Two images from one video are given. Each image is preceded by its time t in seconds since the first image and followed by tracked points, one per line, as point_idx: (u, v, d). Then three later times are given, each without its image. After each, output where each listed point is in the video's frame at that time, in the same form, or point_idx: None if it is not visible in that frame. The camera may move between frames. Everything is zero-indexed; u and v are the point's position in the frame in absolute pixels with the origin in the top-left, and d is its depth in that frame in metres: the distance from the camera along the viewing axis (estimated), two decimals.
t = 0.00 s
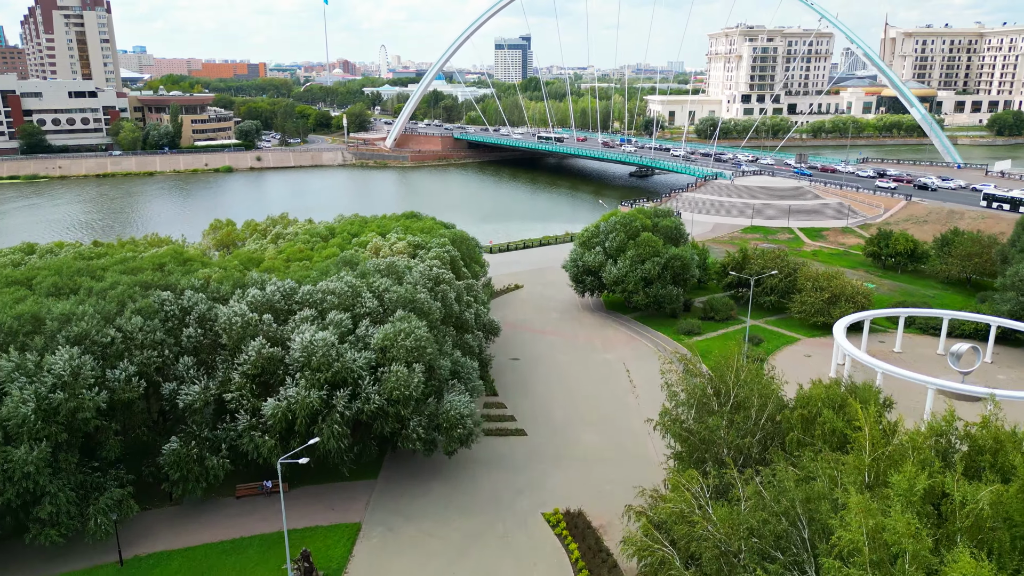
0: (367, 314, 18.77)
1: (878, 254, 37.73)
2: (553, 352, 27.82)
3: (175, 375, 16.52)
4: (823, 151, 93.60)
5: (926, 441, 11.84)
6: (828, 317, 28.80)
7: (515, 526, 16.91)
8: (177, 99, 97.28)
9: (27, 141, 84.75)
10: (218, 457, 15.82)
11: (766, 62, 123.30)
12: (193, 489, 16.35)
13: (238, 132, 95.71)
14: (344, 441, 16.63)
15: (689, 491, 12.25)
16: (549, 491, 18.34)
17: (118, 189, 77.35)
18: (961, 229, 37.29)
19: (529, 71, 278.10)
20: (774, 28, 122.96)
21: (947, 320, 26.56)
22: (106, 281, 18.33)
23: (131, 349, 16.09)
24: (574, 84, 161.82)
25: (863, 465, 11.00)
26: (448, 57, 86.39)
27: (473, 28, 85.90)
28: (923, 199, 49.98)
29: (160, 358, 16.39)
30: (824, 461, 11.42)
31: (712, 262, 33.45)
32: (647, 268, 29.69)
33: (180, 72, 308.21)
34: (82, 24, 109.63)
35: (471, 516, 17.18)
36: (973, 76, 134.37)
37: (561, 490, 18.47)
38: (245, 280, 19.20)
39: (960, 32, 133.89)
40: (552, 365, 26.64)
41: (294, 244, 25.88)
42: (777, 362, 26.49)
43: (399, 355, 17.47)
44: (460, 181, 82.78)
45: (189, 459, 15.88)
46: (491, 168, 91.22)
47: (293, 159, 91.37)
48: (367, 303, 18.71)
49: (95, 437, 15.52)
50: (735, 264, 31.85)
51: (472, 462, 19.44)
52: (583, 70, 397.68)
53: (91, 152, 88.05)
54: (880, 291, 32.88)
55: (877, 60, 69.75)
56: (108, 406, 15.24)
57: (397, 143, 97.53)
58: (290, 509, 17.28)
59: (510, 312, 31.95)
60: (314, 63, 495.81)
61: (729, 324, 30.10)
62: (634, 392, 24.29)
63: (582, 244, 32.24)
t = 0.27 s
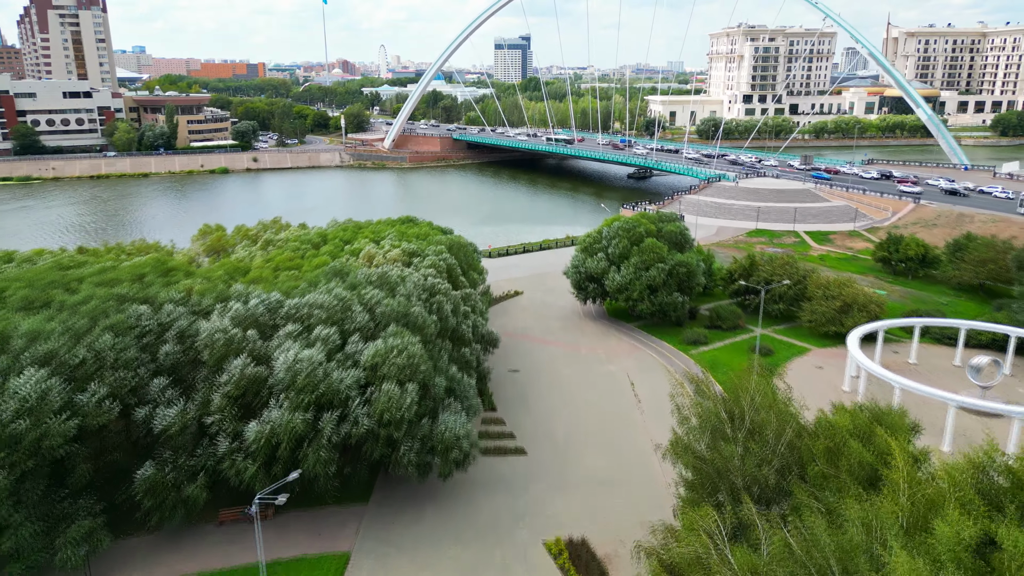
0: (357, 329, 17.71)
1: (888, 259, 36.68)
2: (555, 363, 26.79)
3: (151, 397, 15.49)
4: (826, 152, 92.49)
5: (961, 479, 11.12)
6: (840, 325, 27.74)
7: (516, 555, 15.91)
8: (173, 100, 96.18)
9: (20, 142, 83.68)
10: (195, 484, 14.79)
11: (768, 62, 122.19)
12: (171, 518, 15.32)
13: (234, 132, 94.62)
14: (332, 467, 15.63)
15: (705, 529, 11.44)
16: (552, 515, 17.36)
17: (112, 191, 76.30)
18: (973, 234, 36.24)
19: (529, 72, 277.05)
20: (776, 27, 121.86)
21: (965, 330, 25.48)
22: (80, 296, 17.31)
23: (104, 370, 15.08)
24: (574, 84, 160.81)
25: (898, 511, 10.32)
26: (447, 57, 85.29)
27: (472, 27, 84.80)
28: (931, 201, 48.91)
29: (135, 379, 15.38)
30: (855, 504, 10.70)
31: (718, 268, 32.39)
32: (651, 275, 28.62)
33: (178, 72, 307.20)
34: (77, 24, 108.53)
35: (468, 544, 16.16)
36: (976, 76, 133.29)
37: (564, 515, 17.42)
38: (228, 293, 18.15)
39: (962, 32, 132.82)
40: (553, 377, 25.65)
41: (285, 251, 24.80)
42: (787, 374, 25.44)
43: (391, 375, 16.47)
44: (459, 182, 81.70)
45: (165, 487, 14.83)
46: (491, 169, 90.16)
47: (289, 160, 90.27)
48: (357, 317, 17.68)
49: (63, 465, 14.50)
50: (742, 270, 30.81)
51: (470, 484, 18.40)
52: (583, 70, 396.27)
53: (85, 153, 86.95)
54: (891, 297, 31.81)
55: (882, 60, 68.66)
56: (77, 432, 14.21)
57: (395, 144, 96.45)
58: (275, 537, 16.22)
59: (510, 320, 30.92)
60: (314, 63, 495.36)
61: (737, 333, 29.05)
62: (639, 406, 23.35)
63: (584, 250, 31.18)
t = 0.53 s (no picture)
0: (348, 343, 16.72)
1: (897, 263, 35.74)
2: (556, 374, 25.88)
3: (127, 417, 14.51)
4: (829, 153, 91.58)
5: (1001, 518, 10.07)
6: (850, 334, 26.82)
7: None
8: (170, 100, 95.24)
9: (15, 144, 82.71)
10: (174, 512, 13.88)
11: (769, 62, 121.20)
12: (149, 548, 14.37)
13: (231, 133, 93.66)
14: (321, 492, 14.72)
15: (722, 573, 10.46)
16: (553, 540, 16.48)
17: (109, 192, 75.40)
18: (985, 238, 35.32)
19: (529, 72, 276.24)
20: (777, 27, 120.87)
21: (981, 340, 24.52)
22: (54, 309, 16.35)
23: (76, 391, 14.14)
24: (574, 85, 159.97)
25: (938, 558, 9.33)
26: (446, 56, 84.37)
27: (472, 27, 83.85)
28: (939, 203, 47.98)
29: (110, 400, 14.43)
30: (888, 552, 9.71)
31: (723, 274, 31.48)
32: (656, 282, 27.71)
33: (177, 72, 306.42)
34: (73, 24, 107.56)
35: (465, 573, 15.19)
36: (978, 76, 132.30)
37: (566, 540, 16.48)
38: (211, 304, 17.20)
39: (965, 31, 131.88)
40: (554, 389, 24.77)
41: (276, 258, 23.85)
42: (796, 385, 24.49)
43: (383, 393, 15.54)
44: (458, 183, 80.79)
45: (141, 516, 13.84)
46: (491, 170, 89.25)
47: (287, 161, 89.34)
48: (348, 331, 16.73)
49: (31, 493, 13.53)
50: (749, 277, 29.92)
51: (466, 508, 17.49)
52: (584, 70, 395.25)
53: (80, 154, 85.98)
54: (902, 304, 30.88)
55: (887, 59, 67.65)
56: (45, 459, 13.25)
57: (394, 144, 95.53)
58: (260, 564, 15.26)
59: (509, 328, 30.04)
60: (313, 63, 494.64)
61: (743, 341, 28.12)
62: (644, 420, 22.48)
63: (586, 256, 30.28)
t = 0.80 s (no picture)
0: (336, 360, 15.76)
1: (908, 269, 34.73)
2: (557, 386, 24.89)
3: (97, 442, 13.56)
4: (832, 155, 90.59)
5: None
6: (862, 344, 25.81)
7: None
8: (166, 100, 94.20)
9: (8, 144, 81.64)
10: (146, 546, 12.89)
11: (771, 62, 120.15)
12: None
13: (228, 134, 92.63)
14: (306, 522, 13.73)
15: None
16: (556, 569, 15.49)
17: (103, 193, 74.45)
18: (998, 243, 34.35)
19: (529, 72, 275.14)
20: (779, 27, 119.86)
21: (1000, 351, 23.52)
22: (23, 326, 15.42)
23: (41, 416, 13.20)
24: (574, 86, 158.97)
25: None
26: (445, 56, 83.40)
27: (471, 26, 82.85)
28: (948, 206, 46.94)
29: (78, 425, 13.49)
30: None
31: (729, 281, 30.49)
32: (661, 290, 26.72)
33: (176, 72, 305.31)
34: (69, 23, 106.49)
35: None
36: (981, 76, 131.26)
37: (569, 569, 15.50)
38: (191, 319, 16.23)
39: (968, 31, 130.81)
40: (555, 402, 23.75)
41: (265, 267, 22.82)
42: (807, 399, 23.46)
43: (372, 414, 14.56)
44: (457, 185, 79.78)
45: (111, 549, 12.80)
46: (490, 171, 88.26)
47: (284, 162, 88.32)
48: (335, 347, 15.73)
49: None
50: (756, 284, 28.94)
51: (462, 534, 16.51)
52: (584, 70, 394.16)
53: (74, 155, 84.95)
54: (914, 312, 29.85)
55: (892, 59, 66.58)
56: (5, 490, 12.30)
57: (392, 145, 94.55)
58: None
59: (508, 337, 29.06)
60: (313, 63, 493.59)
61: (751, 351, 27.14)
62: (649, 437, 21.48)
63: (588, 262, 29.29)
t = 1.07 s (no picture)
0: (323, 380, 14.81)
1: (919, 274, 33.74)
2: (557, 398, 23.87)
3: (63, 472, 12.60)
4: (835, 156, 89.71)
5: None
6: (875, 355, 24.81)
7: None
8: (161, 100, 93.10)
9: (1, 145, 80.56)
10: None
11: (773, 62, 119.13)
12: None
13: (225, 135, 91.58)
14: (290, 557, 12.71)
15: None
16: None
17: (98, 195, 73.44)
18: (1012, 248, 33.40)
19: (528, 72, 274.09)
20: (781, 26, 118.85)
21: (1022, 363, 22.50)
22: None
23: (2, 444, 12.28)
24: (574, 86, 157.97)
25: None
26: (444, 56, 82.44)
27: (470, 25, 81.86)
28: (956, 209, 45.98)
29: (43, 453, 12.56)
30: None
31: (736, 288, 29.49)
32: (666, 299, 25.72)
33: (175, 73, 304.36)
34: (64, 23, 105.40)
35: None
36: (984, 77, 130.30)
37: None
38: (169, 334, 15.28)
39: (971, 31, 129.76)
40: (557, 416, 22.69)
41: (253, 276, 21.78)
42: (819, 414, 22.43)
43: (360, 439, 13.58)
44: (456, 186, 78.78)
45: None
46: (490, 172, 87.31)
47: (281, 163, 87.27)
48: (322, 365, 14.78)
49: None
50: (764, 291, 27.97)
51: (457, 563, 15.54)
52: (584, 69, 392.95)
53: (68, 156, 83.88)
54: (928, 319, 28.86)
55: (897, 58, 65.55)
56: None
57: (391, 146, 93.59)
58: None
59: (507, 346, 28.05)
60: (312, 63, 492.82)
61: (759, 361, 26.15)
62: (655, 455, 20.45)
63: (590, 269, 28.29)
